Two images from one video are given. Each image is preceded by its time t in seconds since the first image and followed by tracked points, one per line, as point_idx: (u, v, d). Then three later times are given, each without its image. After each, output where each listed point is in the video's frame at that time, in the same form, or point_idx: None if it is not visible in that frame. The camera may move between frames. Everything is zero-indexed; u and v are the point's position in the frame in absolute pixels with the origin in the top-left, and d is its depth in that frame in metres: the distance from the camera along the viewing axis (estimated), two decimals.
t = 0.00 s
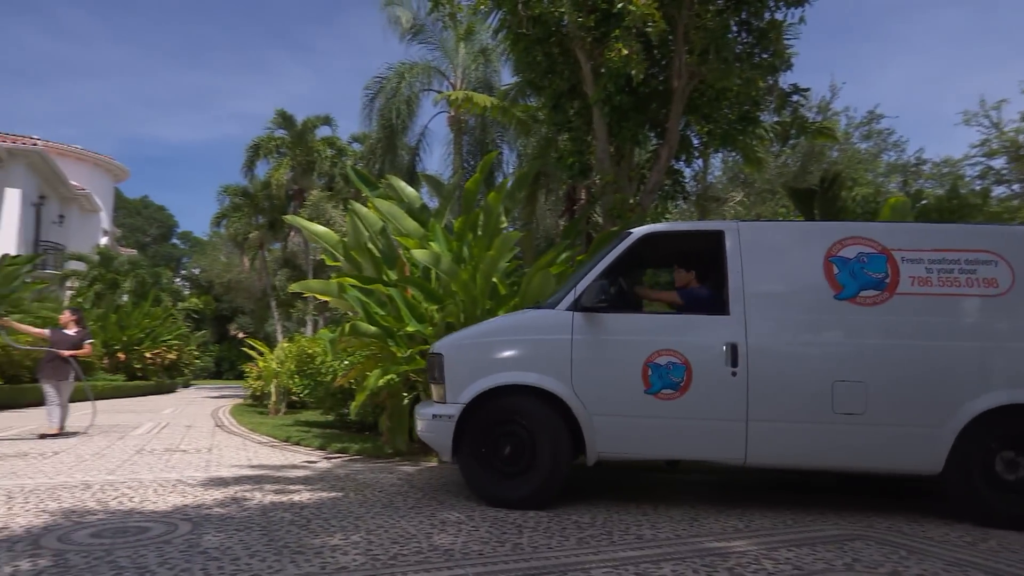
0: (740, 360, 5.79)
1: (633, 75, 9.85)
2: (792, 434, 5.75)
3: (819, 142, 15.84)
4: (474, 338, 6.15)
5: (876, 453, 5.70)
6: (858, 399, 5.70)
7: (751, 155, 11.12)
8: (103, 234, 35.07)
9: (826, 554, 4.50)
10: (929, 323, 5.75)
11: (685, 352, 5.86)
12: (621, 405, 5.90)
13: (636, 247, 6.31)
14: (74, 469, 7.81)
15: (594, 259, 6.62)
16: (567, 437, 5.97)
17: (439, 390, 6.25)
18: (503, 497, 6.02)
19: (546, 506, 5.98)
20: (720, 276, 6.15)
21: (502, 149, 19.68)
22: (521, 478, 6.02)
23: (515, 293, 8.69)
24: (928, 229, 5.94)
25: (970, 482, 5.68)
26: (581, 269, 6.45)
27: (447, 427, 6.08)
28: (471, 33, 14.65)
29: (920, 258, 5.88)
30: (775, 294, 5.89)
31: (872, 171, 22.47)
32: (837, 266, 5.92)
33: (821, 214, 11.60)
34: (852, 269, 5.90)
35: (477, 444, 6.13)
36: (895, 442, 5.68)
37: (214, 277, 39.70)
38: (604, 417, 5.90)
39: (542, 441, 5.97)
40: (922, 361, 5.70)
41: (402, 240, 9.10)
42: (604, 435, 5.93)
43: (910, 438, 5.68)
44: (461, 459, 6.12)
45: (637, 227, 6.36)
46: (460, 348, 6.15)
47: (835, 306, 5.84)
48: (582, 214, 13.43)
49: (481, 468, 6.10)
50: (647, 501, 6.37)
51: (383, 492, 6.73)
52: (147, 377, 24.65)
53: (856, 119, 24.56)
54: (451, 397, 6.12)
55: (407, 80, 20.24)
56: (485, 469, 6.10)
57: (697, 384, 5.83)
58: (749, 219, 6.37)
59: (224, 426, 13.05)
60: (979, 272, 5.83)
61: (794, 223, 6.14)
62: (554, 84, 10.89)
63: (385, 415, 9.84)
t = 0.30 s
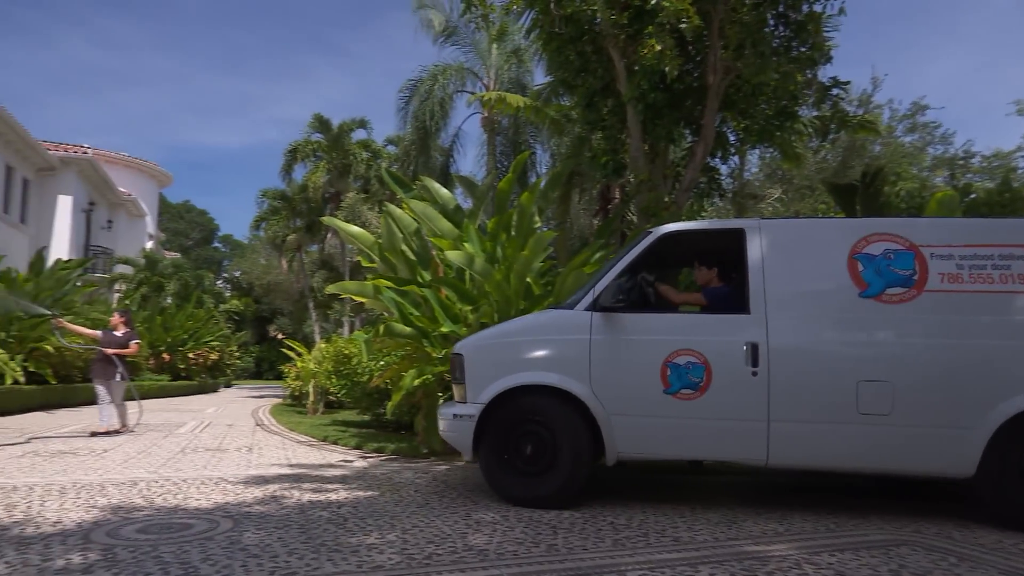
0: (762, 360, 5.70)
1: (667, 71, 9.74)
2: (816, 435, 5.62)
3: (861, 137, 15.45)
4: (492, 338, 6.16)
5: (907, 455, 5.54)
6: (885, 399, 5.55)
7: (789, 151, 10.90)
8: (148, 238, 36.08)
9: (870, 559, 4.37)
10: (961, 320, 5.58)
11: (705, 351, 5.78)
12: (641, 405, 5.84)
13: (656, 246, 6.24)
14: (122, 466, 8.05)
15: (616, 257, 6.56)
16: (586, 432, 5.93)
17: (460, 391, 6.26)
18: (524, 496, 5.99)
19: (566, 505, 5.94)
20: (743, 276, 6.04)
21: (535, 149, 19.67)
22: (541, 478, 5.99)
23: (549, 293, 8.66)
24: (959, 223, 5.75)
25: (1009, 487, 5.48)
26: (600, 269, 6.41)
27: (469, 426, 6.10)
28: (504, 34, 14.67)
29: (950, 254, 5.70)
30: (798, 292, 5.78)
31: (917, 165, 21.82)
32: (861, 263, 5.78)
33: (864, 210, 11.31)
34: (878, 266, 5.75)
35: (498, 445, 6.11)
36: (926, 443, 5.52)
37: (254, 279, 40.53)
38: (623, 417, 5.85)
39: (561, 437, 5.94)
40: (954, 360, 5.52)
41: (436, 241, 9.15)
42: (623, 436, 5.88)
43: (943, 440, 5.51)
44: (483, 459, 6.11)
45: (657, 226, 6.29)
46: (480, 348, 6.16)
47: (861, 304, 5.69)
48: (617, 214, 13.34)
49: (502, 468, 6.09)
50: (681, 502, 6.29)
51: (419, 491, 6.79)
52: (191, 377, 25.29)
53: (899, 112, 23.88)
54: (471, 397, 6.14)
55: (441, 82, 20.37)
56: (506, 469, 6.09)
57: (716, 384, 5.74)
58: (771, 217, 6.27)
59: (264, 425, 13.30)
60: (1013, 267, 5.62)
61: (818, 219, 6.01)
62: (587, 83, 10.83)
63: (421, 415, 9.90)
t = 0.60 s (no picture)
0: (783, 359, 5.61)
1: (697, 67, 9.63)
2: (842, 437, 5.51)
3: (898, 131, 15.07)
4: (512, 339, 6.17)
5: (937, 457, 5.39)
6: (912, 400, 5.42)
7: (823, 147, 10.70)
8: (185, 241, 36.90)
9: (908, 564, 4.26)
10: (992, 319, 5.41)
11: (725, 351, 5.71)
12: (661, 405, 5.79)
13: (676, 246, 6.18)
14: (160, 464, 8.23)
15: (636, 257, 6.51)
16: (605, 428, 5.90)
17: (481, 392, 6.27)
18: (546, 497, 5.97)
19: (589, 506, 5.90)
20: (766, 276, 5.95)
21: (563, 149, 19.64)
22: (564, 478, 5.96)
23: (578, 292, 8.63)
24: (990, 219, 5.58)
25: None
26: (620, 270, 6.37)
27: (489, 427, 6.10)
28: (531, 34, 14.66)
29: (980, 250, 5.53)
30: (821, 292, 5.68)
31: (959, 159, 21.19)
32: (887, 260, 5.65)
33: (902, 206, 11.04)
34: (904, 263, 5.61)
35: (519, 445, 6.10)
36: (958, 446, 5.36)
37: (287, 281, 41.15)
38: (643, 417, 5.80)
39: (582, 435, 5.91)
40: (986, 361, 5.36)
41: (465, 241, 9.18)
42: (643, 436, 5.82)
43: (975, 442, 5.35)
44: (504, 459, 6.10)
45: (676, 225, 6.23)
46: (500, 348, 6.17)
47: (887, 304, 5.57)
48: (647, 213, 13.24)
49: (524, 469, 6.07)
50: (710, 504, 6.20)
51: (448, 491, 6.81)
52: (227, 377, 25.79)
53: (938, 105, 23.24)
54: (491, 397, 6.15)
55: (470, 83, 20.45)
56: (528, 469, 6.07)
57: (737, 384, 5.67)
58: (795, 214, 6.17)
59: (297, 425, 13.49)
60: None
61: (842, 216, 5.88)
62: (615, 81, 10.77)
63: (451, 415, 9.94)
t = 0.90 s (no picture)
0: (808, 358, 5.52)
1: (722, 64, 9.51)
2: (869, 437, 5.41)
3: (931, 125, 14.72)
4: (533, 338, 6.15)
5: (968, 459, 5.26)
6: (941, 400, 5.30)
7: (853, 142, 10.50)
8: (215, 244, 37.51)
9: (942, 569, 4.16)
10: None
11: (748, 350, 5.63)
12: (684, 405, 5.73)
13: (698, 245, 6.11)
14: (191, 463, 8.38)
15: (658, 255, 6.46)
16: (626, 424, 5.87)
17: (502, 392, 6.27)
18: (568, 497, 5.94)
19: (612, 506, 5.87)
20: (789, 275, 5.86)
21: (588, 148, 19.57)
22: (587, 478, 5.94)
23: (602, 292, 8.59)
24: None
25: None
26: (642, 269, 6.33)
27: (511, 427, 6.10)
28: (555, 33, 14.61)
29: (1013, 246, 5.38)
30: (847, 290, 5.58)
31: (995, 153, 20.63)
32: (915, 257, 5.53)
33: (935, 202, 10.79)
34: (933, 260, 5.49)
35: (541, 445, 6.08)
36: (990, 448, 5.22)
37: (315, 282, 41.61)
38: (665, 417, 5.74)
39: (604, 434, 5.87)
40: (1020, 360, 5.21)
41: (489, 241, 9.18)
42: (665, 436, 5.77)
43: (1009, 443, 5.20)
44: (526, 459, 6.09)
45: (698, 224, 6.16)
46: (521, 348, 6.16)
47: (917, 302, 5.45)
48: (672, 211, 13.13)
49: (546, 469, 6.05)
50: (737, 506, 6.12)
51: (472, 491, 6.82)
52: (256, 377, 26.17)
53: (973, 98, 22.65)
54: (512, 397, 6.14)
55: (493, 84, 20.48)
56: (550, 469, 6.05)
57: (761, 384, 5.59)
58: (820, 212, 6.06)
59: (323, 425, 13.62)
60: None
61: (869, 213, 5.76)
62: (639, 79, 10.69)
63: (476, 415, 9.96)
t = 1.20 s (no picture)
0: (830, 359, 5.45)
1: (740, 61, 9.43)
2: (892, 439, 5.32)
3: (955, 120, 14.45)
4: (550, 337, 6.13)
5: (993, 462, 5.16)
6: (967, 401, 5.20)
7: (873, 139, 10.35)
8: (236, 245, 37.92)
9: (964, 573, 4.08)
10: None
11: (768, 350, 5.57)
12: (702, 405, 5.68)
13: (717, 244, 6.06)
14: (211, 462, 8.47)
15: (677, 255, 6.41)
16: (644, 425, 5.84)
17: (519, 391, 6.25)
18: (585, 497, 5.92)
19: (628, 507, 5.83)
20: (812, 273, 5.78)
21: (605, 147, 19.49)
22: (604, 479, 5.91)
23: (619, 291, 8.55)
24: None
25: None
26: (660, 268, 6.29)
27: (528, 425, 6.08)
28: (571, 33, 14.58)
29: None
30: (870, 290, 5.50)
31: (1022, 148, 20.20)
32: (941, 256, 5.43)
33: (958, 199, 10.60)
34: (960, 259, 5.39)
35: (558, 445, 6.06)
36: (1016, 451, 5.12)
37: (334, 282, 41.89)
38: (683, 418, 5.70)
39: (622, 435, 5.84)
40: None
41: (505, 241, 9.18)
42: (684, 437, 5.72)
43: None
44: (543, 458, 6.06)
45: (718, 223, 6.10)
46: (538, 346, 6.14)
47: (942, 303, 5.35)
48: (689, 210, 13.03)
49: (563, 468, 6.02)
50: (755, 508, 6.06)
51: (488, 491, 6.82)
52: (275, 377, 26.40)
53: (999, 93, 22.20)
54: (530, 395, 6.13)
55: (510, 84, 20.49)
56: (567, 468, 6.03)
57: (781, 384, 5.52)
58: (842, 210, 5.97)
59: (342, 425, 13.70)
60: None
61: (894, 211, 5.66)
62: (655, 77, 10.63)
63: (492, 415, 9.96)
